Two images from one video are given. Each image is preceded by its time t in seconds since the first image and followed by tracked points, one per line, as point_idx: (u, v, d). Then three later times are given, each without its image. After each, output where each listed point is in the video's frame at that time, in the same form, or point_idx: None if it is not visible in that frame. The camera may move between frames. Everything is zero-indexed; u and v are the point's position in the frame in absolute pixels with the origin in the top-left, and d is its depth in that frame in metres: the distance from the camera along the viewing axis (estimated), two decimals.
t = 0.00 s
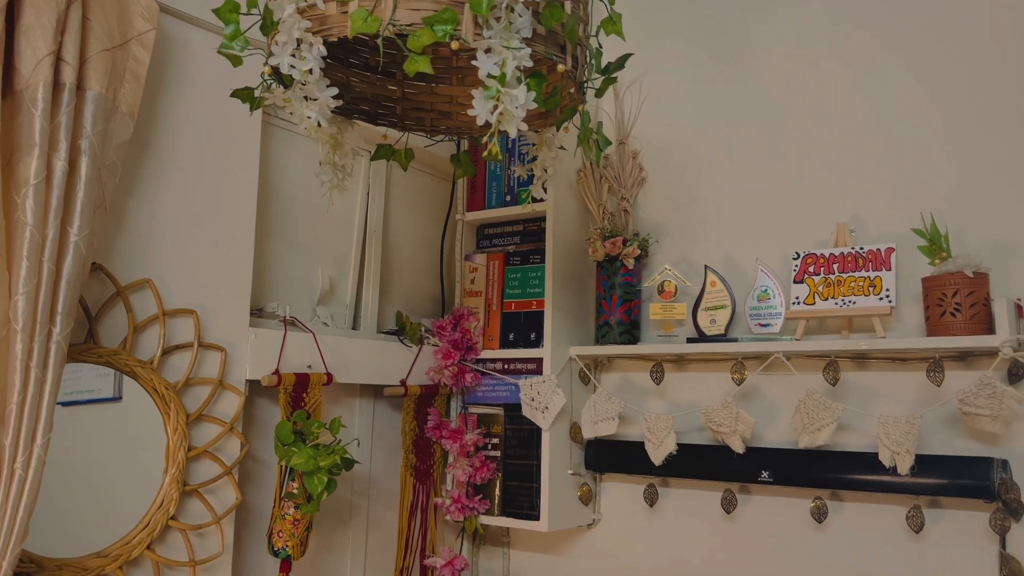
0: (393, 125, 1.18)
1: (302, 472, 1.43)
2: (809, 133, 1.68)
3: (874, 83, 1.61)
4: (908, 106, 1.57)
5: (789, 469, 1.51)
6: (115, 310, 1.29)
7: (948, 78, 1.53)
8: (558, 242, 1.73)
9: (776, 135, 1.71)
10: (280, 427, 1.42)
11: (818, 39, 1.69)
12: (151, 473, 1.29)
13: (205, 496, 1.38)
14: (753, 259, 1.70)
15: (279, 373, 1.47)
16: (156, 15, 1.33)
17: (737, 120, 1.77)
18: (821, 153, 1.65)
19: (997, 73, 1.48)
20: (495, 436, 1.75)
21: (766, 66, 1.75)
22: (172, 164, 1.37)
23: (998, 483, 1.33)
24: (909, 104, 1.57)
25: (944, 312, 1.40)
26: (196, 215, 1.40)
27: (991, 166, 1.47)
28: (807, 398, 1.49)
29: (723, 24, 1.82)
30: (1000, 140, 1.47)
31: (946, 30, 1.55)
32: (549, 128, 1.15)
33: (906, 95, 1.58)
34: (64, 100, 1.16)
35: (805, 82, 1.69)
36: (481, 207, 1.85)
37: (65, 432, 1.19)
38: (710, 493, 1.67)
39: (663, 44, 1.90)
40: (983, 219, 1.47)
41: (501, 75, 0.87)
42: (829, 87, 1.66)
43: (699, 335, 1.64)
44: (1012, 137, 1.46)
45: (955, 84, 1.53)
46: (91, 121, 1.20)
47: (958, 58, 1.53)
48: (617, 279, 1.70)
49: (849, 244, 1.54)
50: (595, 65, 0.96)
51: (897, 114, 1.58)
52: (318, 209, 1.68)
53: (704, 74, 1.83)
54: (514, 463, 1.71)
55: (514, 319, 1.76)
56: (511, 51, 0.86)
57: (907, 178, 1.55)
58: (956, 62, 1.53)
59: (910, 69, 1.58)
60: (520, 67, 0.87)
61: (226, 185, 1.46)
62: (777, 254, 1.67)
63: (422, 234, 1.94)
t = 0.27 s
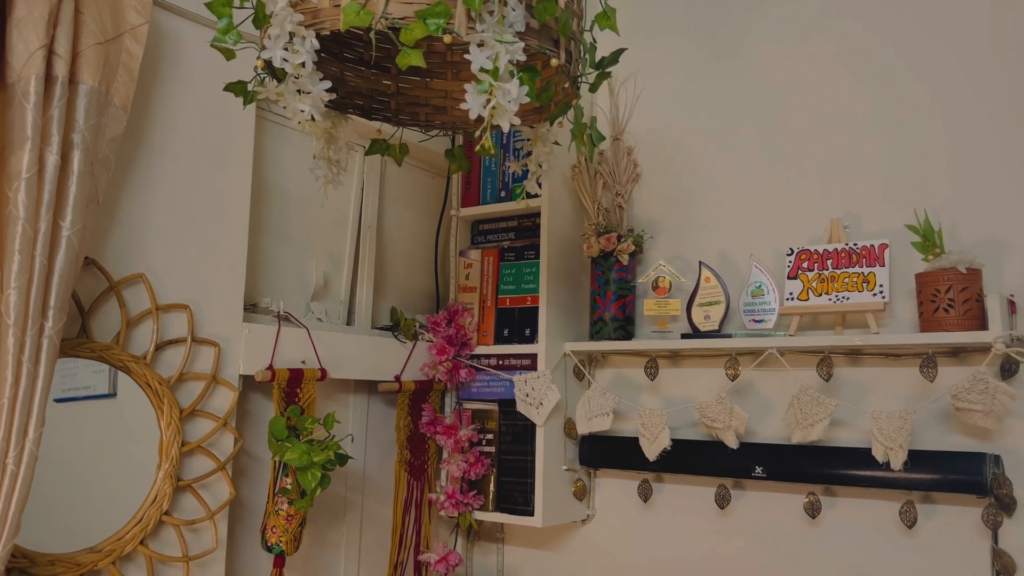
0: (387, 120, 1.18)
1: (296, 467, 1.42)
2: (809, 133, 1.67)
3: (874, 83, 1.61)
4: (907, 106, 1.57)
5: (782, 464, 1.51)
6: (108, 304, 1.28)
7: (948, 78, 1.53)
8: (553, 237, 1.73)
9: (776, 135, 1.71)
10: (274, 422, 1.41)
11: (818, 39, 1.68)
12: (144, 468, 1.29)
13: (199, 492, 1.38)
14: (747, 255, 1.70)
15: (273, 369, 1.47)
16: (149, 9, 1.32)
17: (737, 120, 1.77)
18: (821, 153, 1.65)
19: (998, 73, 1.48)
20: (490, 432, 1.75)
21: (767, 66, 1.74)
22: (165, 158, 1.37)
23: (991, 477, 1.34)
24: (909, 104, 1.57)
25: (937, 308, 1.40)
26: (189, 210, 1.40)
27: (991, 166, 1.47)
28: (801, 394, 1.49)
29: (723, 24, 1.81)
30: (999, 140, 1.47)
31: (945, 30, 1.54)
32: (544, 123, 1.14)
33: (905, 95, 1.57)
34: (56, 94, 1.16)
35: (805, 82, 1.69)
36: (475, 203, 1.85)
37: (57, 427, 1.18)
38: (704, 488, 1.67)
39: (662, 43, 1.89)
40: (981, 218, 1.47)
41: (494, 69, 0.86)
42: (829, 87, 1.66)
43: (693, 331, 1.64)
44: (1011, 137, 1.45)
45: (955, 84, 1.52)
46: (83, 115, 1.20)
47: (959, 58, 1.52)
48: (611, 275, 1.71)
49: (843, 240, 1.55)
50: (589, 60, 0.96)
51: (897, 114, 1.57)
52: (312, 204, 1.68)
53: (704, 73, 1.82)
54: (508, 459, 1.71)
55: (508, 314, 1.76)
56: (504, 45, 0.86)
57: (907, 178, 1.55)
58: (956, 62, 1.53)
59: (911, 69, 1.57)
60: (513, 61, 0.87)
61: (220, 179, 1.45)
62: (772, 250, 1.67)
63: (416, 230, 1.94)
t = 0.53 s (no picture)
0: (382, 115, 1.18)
1: (290, 463, 1.42)
2: (809, 133, 1.67)
3: (874, 84, 1.60)
4: (907, 106, 1.56)
5: (776, 460, 1.51)
6: (102, 300, 1.28)
7: (948, 78, 1.53)
8: (548, 234, 1.73)
9: (775, 135, 1.70)
10: (268, 418, 1.41)
11: (819, 39, 1.68)
12: (138, 464, 1.28)
13: (194, 487, 1.37)
14: (742, 251, 1.71)
15: (267, 365, 1.47)
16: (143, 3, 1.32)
17: (737, 120, 1.76)
18: (821, 153, 1.64)
19: (998, 73, 1.48)
20: (484, 428, 1.75)
21: (768, 67, 1.73)
22: (159, 153, 1.36)
23: (985, 474, 1.34)
24: (909, 104, 1.56)
25: (931, 305, 1.40)
26: (184, 206, 1.40)
27: (991, 166, 1.46)
28: (796, 390, 1.50)
29: (723, 24, 1.80)
30: (998, 140, 1.46)
31: (945, 29, 1.54)
32: (540, 118, 1.14)
33: (905, 95, 1.57)
34: (50, 88, 1.15)
35: (805, 82, 1.68)
36: (470, 199, 1.85)
37: (51, 423, 1.18)
38: (698, 484, 1.67)
39: (662, 43, 1.89)
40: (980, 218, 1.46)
41: (488, 63, 0.85)
42: (829, 87, 1.65)
43: (688, 328, 1.65)
44: (1011, 137, 1.45)
45: (956, 84, 1.52)
46: (77, 110, 1.19)
47: (959, 58, 1.52)
48: (607, 272, 1.71)
49: (838, 237, 1.55)
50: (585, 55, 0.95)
51: (897, 114, 1.57)
52: (307, 199, 1.68)
53: (704, 73, 1.82)
54: (503, 455, 1.71)
55: (503, 311, 1.76)
56: (499, 39, 0.86)
57: (907, 178, 1.54)
58: (956, 62, 1.52)
59: (911, 69, 1.57)
60: (507, 54, 0.87)
61: (215, 174, 1.45)
62: (766, 247, 1.68)
63: (411, 226, 1.94)
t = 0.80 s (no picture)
0: (380, 110, 1.16)
1: (285, 458, 1.41)
2: (809, 133, 1.66)
3: (874, 84, 1.60)
4: (907, 105, 1.56)
5: (772, 456, 1.52)
6: (96, 295, 1.27)
7: (948, 78, 1.53)
8: (544, 230, 1.73)
9: (772, 131, 1.71)
10: (264, 414, 1.40)
11: (820, 39, 1.67)
12: (133, 459, 1.28)
13: (188, 483, 1.37)
14: (738, 247, 1.71)
15: (262, 360, 1.46)
16: None
17: (737, 119, 1.76)
18: (821, 153, 1.64)
19: (997, 73, 1.48)
20: (480, 424, 1.75)
21: (769, 67, 1.73)
22: (154, 147, 1.36)
23: (979, 469, 1.34)
24: (910, 104, 1.56)
25: (926, 300, 1.41)
26: (179, 200, 1.39)
27: (991, 166, 1.46)
28: (791, 386, 1.50)
29: (723, 23, 1.80)
30: (997, 140, 1.46)
31: (945, 29, 1.54)
32: (537, 112, 1.14)
33: (905, 94, 1.57)
34: (44, 81, 1.15)
35: (806, 82, 1.68)
36: (466, 195, 1.85)
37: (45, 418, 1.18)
38: (694, 480, 1.68)
39: (660, 40, 1.88)
40: (979, 217, 1.46)
41: (484, 55, 0.85)
42: (829, 87, 1.65)
43: (684, 324, 1.65)
44: (1011, 137, 1.45)
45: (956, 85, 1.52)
46: (71, 103, 1.19)
47: (960, 59, 1.52)
48: (603, 268, 1.71)
49: (834, 233, 1.55)
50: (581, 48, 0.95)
51: (897, 114, 1.57)
52: (303, 194, 1.67)
53: (704, 73, 1.81)
54: (499, 451, 1.71)
55: (499, 307, 1.76)
56: (495, 32, 0.85)
57: (907, 179, 1.54)
58: (957, 62, 1.52)
59: (911, 68, 1.57)
60: (503, 47, 0.86)
61: (210, 169, 1.44)
62: (762, 243, 1.68)
63: (407, 221, 1.94)
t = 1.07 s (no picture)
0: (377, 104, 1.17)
1: (282, 454, 1.41)
2: (809, 133, 1.66)
3: (872, 81, 1.60)
4: (905, 103, 1.56)
5: (768, 451, 1.52)
6: (92, 289, 1.27)
7: (947, 78, 1.52)
8: (541, 225, 1.73)
9: (769, 127, 1.70)
10: (259, 409, 1.40)
11: (820, 39, 1.67)
12: (128, 454, 1.28)
13: (184, 478, 1.37)
14: (734, 242, 1.71)
15: (258, 355, 1.46)
16: None
17: (735, 119, 1.75)
18: (821, 153, 1.63)
19: (996, 72, 1.48)
20: (477, 420, 1.75)
21: (769, 67, 1.72)
22: (150, 141, 1.36)
23: (975, 464, 1.35)
24: (909, 103, 1.55)
25: (923, 295, 1.41)
26: (175, 195, 1.39)
27: (991, 166, 1.46)
28: (787, 381, 1.50)
29: (722, 23, 1.79)
30: (997, 140, 1.46)
31: (945, 30, 1.53)
32: (535, 106, 1.14)
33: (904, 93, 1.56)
34: (39, 74, 1.14)
35: (806, 82, 1.67)
36: (462, 190, 1.84)
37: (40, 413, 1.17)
38: (690, 475, 1.68)
39: (658, 36, 1.88)
40: (977, 216, 1.46)
41: (481, 46, 0.85)
42: (829, 88, 1.64)
43: (680, 319, 1.65)
44: (1010, 137, 1.45)
45: (956, 84, 1.51)
46: (66, 97, 1.18)
47: (959, 59, 1.51)
48: (599, 263, 1.70)
49: (830, 228, 1.55)
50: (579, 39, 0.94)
51: (896, 113, 1.56)
52: (298, 189, 1.67)
53: (703, 72, 1.81)
54: (495, 446, 1.71)
55: (496, 302, 1.76)
56: (492, 22, 0.85)
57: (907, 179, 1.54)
58: (957, 63, 1.52)
59: (910, 66, 1.56)
60: (501, 37, 0.86)
61: (206, 163, 1.44)
62: (758, 238, 1.68)
63: (403, 217, 1.94)
